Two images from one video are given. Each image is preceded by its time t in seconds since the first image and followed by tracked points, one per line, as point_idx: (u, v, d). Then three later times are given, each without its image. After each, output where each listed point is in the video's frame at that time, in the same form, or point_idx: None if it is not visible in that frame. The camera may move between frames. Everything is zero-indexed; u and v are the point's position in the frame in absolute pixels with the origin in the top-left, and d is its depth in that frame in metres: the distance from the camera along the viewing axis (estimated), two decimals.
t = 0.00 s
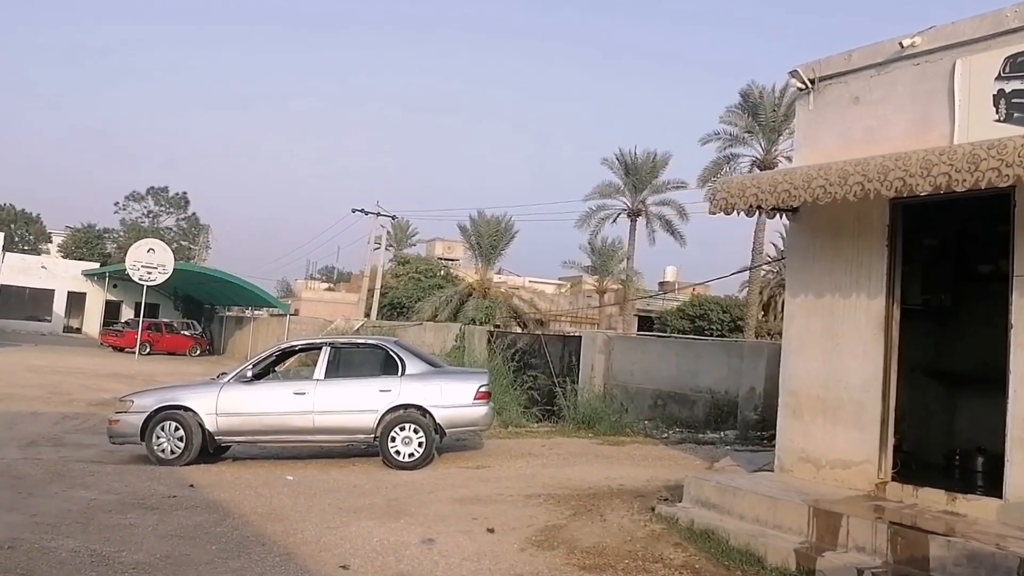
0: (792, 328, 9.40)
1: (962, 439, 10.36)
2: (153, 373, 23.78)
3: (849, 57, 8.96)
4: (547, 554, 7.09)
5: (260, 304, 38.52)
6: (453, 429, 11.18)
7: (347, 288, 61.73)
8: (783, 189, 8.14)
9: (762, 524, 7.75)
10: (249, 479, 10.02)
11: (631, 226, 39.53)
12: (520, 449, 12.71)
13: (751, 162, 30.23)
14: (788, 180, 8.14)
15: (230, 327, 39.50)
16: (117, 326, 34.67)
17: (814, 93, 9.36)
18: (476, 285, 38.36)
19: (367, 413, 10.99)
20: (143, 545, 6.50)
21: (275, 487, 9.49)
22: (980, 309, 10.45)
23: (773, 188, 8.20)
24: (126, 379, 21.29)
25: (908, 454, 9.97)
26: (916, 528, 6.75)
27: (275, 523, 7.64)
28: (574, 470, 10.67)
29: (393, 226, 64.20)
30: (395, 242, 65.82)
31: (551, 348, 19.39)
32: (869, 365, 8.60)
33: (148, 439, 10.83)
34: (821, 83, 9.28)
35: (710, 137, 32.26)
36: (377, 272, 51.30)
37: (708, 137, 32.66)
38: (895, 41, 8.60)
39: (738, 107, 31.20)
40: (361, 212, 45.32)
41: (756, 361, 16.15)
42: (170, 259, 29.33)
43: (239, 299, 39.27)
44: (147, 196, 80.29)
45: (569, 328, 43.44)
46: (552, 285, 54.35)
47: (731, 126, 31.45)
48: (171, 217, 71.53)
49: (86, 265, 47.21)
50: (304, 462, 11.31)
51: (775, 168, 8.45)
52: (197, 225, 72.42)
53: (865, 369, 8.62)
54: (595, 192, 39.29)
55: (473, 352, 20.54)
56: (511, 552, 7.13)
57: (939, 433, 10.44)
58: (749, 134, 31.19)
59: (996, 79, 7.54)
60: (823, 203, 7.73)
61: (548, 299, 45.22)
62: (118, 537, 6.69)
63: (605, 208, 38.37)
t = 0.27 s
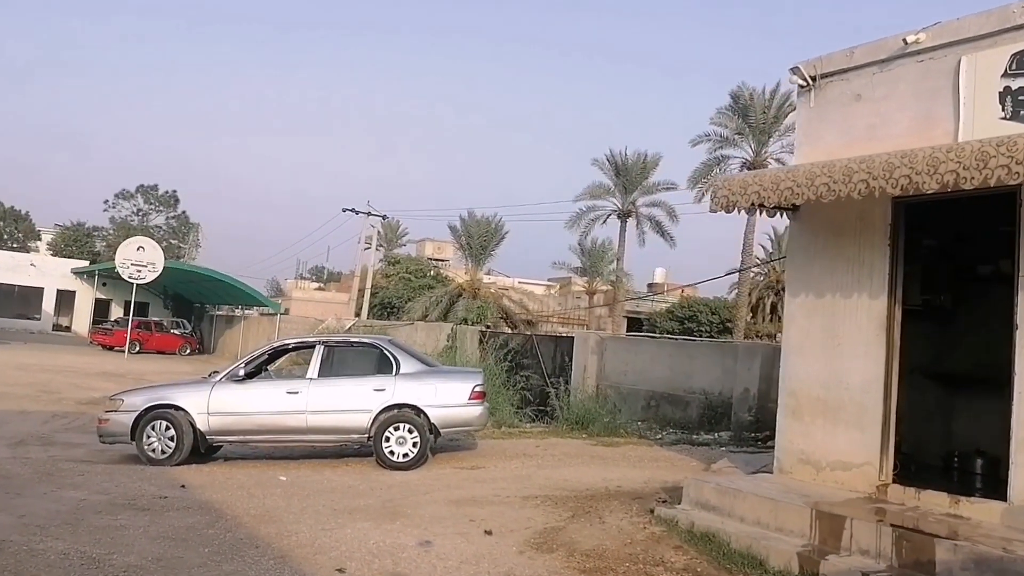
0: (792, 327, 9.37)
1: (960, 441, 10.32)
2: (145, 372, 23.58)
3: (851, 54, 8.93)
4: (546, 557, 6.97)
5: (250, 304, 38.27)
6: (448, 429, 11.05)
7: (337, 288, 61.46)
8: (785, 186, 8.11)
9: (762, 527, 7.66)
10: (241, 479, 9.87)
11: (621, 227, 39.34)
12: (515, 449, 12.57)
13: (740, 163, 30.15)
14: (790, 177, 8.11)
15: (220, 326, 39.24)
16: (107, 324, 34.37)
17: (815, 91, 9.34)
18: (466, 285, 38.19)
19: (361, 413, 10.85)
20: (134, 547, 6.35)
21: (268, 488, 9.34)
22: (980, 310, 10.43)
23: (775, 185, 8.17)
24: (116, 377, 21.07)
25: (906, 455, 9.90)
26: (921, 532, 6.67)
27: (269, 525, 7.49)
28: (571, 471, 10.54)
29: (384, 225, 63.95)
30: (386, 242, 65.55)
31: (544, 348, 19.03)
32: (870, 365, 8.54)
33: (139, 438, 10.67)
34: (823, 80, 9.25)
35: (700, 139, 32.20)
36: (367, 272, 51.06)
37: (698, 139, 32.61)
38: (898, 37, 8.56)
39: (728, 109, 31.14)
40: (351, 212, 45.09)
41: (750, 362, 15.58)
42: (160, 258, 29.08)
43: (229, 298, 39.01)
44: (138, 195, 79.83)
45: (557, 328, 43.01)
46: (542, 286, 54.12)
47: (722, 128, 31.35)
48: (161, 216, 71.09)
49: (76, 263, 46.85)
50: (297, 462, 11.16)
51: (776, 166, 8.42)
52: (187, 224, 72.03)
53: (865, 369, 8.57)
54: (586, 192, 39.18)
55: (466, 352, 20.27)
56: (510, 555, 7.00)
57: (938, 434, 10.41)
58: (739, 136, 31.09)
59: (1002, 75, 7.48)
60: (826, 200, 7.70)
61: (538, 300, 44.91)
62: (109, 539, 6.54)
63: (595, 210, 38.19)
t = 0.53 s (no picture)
0: (793, 326, 9.30)
1: (960, 442, 10.28)
2: (138, 370, 23.40)
3: (854, 50, 8.87)
4: (547, 560, 6.86)
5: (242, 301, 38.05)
6: (444, 428, 10.92)
7: (329, 286, 61.26)
8: (788, 183, 8.04)
9: (765, 529, 7.59)
10: (235, 479, 9.73)
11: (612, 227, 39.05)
12: (511, 447, 12.45)
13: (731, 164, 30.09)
14: (794, 175, 8.04)
15: (211, 324, 39.02)
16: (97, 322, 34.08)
17: (817, 87, 9.30)
18: (458, 285, 38.03)
19: (357, 412, 10.72)
20: (127, 550, 6.21)
21: (262, 488, 9.21)
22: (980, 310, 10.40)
23: (778, 182, 8.10)
24: (107, 375, 20.87)
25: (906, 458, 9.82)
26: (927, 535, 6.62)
27: (264, 526, 7.35)
28: (567, 472, 10.43)
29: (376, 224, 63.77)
30: (378, 242, 65.35)
31: (538, 347, 18.52)
32: (872, 365, 8.47)
33: (131, 437, 10.51)
34: (826, 77, 9.20)
35: (691, 139, 32.14)
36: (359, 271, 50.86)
37: (690, 139, 32.55)
38: (902, 33, 8.50)
39: (720, 109, 31.08)
40: (342, 210, 44.84)
41: (746, 361, 15.19)
42: (151, 255, 28.85)
43: (221, 295, 38.78)
44: (129, 192, 79.44)
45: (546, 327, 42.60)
46: (532, 285, 53.82)
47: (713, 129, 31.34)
48: (152, 214, 70.64)
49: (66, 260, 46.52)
50: (291, 462, 11.03)
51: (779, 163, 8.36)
52: (179, 222, 71.66)
53: (868, 370, 8.49)
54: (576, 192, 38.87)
55: (458, 351, 19.76)
56: (510, 558, 6.88)
57: (937, 435, 10.37)
58: (731, 137, 31.08)
59: (1010, 71, 7.42)
60: (832, 197, 7.64)
61: (529, 299, 44.52)
62: (101, 541, 6.39)
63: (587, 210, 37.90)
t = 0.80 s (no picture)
0: (796, 326, 9.21)
1: (961, 443, 10.23)
2: (129, 368, 23.19)
3: (859, 48, 8.77)
4: (550, 562, 6.77)
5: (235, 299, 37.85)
6: (442, 427, 10.80)
7: (322, 285, 61.06)
8: (794, 181, 7.95)
9: (769, 530, 7.51)
10: (230, 479, 9.60)
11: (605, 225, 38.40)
12: (508, 446, 12.35)
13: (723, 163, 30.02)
14: (800, 172, 7.94)
15: (204, 321, 38.79)
16: (89, 318, 33.82)
17: (821, 85, 9.18)
18: (452, 283, 37.88)
19: (354, 410, 10.60)
20: (123, 552, 6.08)
21: (259, 488, 9.09)
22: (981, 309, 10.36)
23: (784, 180, 8.01)
24: (100, 372, 20.68)
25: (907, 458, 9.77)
26: (935, 538, 6.56)
27: (262, 527, 7.23)
28: (567, 471, 10.34)
29: (369, 222, 63.61)
30: (371, 240, 65.18)
31: (533, 345, 17.89)
32: (877, 366, 8.39)
33: (125, 436, 10.36)
34: (829, 75, 9.09)
35: (684, 139, 32.05)
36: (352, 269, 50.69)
37: (683, 138, 32.47)
38: (908, 30, 8.41)
39: (712, 109, 31.01)
40: (335, 208, 44.61)
41: (742, 362, 14.83)
42: (145, 251, 28.64)
43: (213, 293, 38.56)
44: (121, 189, 79.04)
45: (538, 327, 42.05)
46: (525, 283, 53.50)
47: (706, 128, 31.23)
48: (144, 211, 70.23)
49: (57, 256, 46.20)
50: (286, 461, 10.90)
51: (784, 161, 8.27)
52: (171, 220, 71.28)
53: (873, 370, 8.41)
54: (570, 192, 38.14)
55: (451, 348, 19.27)
56: (512, 560, 6.79)
57: (938, 435, 10.32)
58: (723, 137, 31.02)
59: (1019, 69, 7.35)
60: (839, 195, 7.55)
61: (521, 298, 44.20)
62: (96, 543, 6.27)
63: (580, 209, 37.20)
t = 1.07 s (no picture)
0: (803, 330, 9.04)
1: (967, 447, 10.08)
2: (125, 368, 22.97)
3: (865, 48, 8.58)
4: (559, 570, 6.61)
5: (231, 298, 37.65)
6: (445, 430, 10.64)
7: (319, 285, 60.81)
8: (804, 182, 7.78)
9: (782, 537, 7.38)
10: (230, 482, 9.44)
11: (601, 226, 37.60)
12: (512, 449, 12.19)
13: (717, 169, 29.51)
14: (810, 173, 7.76)
15: (200, 321, 38.58)
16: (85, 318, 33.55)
17: (827, 86, 8.96)
18: (449, 283, 37.68)
19: (355, 413, 10.43)
20: (121, 561, 5.92)
21: (259, 492, 8.91)
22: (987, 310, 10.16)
23: (794, 181, 7.82)
24: (95, 372, 20.49)
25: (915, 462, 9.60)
26: (952, 547, 6.43)
27: (263, 534, 7.06)
28: (571, 475, 10.18)
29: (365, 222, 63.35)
30: (367, 240, 64.92)
31: (533, 347, 17.62)
32: (887, 371, 8.24)
33: (122, 438, 10.17)
34: (835, 75, 8.88)
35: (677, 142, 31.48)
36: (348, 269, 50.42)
37: (676, 141, 31.94)
38: (915, 31, 8.25)
39: (706, 113, 30.30)
40: (330, 208, 44.34)
41: (744, 363, 14.29)
42: (142, 251, 28.44)
43: (210, 292, 38.33)
44: (117, 188, 78.72)
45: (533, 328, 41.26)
46: (523, 284, 53.13)
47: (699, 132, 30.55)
48: (141, 210, 69.84)
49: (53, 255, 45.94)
50: (286, 464, 10.72)
51: (793, 162, 8.09)
52: (167, 219, 70.95)
53: (884, 373, 8.26)
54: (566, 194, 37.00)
55: (450, 350, 19.00)
56: (521, 568, 6.63)
57: (944, 440, 10.14)
58: (717, 140, 30.41)
59: None
60: (850, 197, 7.39)
61: (517, 298, 43.59)
62: (93, 551, 6.10)
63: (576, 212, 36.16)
